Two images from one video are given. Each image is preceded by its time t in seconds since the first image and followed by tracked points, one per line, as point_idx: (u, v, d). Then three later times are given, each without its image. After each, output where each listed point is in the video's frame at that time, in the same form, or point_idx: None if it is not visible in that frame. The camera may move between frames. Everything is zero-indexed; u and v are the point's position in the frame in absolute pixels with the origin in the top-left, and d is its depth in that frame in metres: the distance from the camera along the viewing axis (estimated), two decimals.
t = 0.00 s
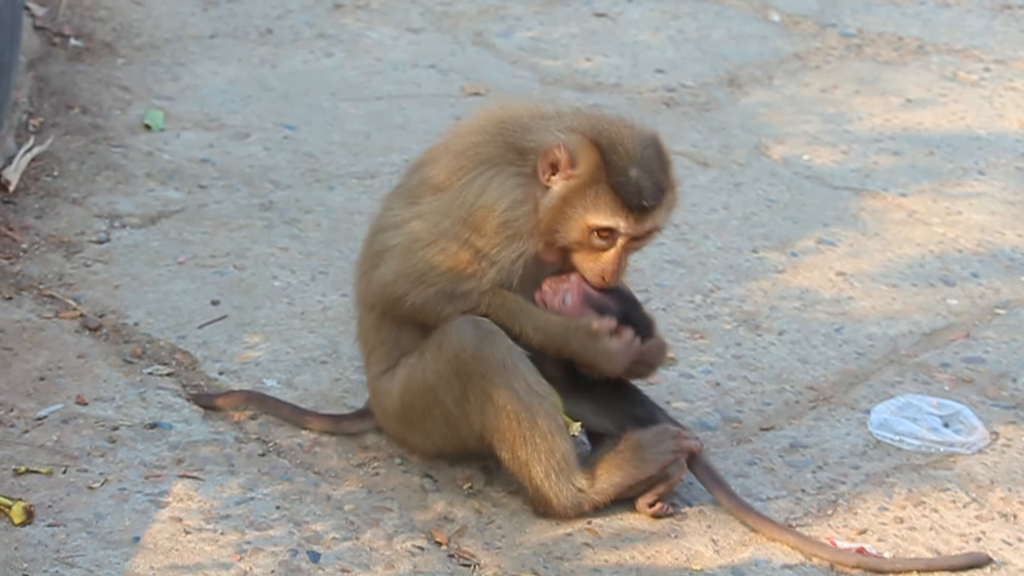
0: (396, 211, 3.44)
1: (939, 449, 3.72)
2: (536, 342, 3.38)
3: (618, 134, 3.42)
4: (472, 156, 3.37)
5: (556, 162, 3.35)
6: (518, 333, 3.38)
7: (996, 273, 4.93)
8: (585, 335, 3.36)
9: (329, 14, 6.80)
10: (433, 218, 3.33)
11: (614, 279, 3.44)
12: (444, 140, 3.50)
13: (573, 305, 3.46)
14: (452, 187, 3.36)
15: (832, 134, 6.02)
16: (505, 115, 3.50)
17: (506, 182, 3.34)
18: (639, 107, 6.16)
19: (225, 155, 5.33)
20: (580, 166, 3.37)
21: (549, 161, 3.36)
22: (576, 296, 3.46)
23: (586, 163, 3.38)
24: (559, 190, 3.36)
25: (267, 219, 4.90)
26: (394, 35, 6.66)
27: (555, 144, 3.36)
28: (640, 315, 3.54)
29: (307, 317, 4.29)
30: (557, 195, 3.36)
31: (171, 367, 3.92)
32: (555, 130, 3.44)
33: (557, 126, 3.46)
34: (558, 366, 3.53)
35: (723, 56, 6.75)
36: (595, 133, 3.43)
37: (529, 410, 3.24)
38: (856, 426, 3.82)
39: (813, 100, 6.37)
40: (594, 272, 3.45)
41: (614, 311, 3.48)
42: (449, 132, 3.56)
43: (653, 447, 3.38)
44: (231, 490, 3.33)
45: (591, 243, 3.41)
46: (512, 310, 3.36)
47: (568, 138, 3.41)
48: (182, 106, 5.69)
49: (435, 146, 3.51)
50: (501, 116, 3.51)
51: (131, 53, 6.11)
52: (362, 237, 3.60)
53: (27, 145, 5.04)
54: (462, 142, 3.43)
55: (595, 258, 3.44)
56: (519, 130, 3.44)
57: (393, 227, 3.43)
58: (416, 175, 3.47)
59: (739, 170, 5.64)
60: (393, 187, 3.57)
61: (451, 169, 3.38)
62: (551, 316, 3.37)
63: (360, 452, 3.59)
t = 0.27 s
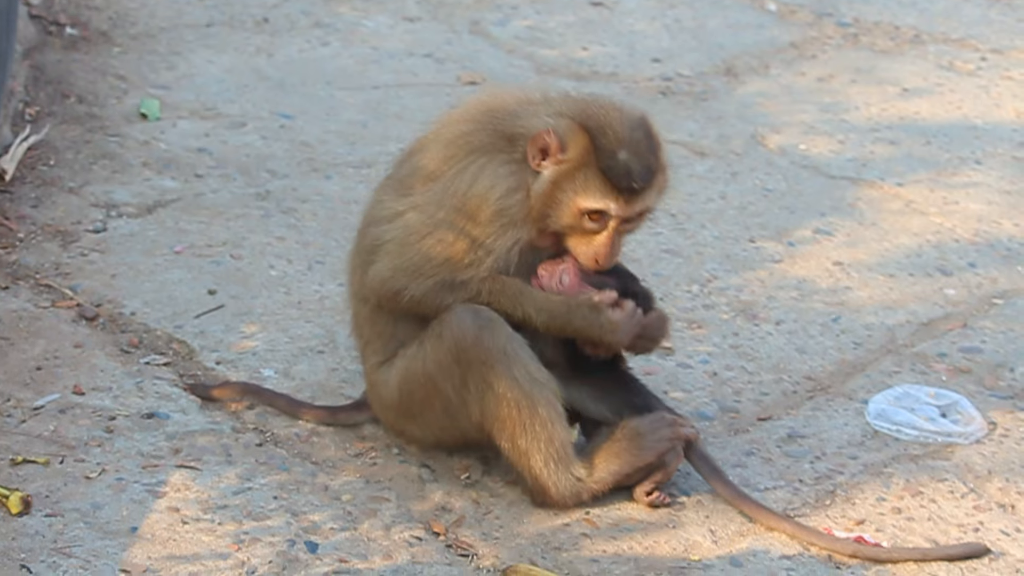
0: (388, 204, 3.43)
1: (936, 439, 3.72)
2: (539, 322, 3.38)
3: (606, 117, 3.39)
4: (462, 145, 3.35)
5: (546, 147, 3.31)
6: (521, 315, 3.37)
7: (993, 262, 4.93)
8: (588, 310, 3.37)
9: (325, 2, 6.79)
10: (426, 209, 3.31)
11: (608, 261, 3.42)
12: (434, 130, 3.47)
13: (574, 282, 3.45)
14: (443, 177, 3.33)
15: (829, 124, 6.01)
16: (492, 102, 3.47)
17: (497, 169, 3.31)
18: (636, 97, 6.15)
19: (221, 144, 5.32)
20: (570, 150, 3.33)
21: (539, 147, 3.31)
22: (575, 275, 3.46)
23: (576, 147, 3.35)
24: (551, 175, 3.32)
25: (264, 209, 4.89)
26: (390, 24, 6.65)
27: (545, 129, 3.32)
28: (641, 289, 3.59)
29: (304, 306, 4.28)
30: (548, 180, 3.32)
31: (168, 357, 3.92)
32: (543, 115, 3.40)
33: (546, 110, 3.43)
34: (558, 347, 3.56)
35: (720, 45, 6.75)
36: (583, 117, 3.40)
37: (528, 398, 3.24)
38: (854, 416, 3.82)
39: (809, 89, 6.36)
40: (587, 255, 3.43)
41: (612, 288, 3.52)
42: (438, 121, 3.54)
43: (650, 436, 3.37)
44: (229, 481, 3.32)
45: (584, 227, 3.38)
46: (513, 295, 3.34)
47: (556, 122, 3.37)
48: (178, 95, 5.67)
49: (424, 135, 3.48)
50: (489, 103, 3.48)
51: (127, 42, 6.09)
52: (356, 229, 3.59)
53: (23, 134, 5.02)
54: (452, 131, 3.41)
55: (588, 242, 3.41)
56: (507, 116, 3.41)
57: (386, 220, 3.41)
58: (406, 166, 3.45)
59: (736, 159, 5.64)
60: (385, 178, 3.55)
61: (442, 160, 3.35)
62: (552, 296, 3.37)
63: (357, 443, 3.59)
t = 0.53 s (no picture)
0: (392, 194, 3.44)
1: (937, 435, 3.73)
2: (540, 307, 3.36)
3: (604, 100, 3.41)
4: (466, 134, 3.37)
5: (546, 130, 3.32)
6: (521, 300, 3.35)
7: (993, 258, 4.93)
8: (588, 294, 3.36)
9: None
10: (430, 197, 3.33)
11: (609, 244, 3.45)
12: (438, 122, 3.50)
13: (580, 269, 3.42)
14: (446, 165, 3.35)
15: (828, 119, 6.02)
16: (495, 94, 3.50)
17: (499, 156, 3.33)
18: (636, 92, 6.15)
19: (221, 139, 5.32)
20: (569, 132, 3.35)
21: (539, 130, 3.32)
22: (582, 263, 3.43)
23: (574, 130, 3.36)
24: (551, 157, 3.33)
25: (264, 204, 4.89)
26: (389, 19, 6.65)
27: (543, 112, 3.33)
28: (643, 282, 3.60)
29: (305, 302, 4.28)
30: (548, 162, 3.33)
31: (169, 352, 3.92)
32: (543, 102, 3.42)
33: (548, 99, 3.45)
34: (560, 336, 3.57)
35: (719, 40, 6.75)
36: (582, 102, 3.42)
37: (526, 395, 3.24)
38: (855, 412, 3.83)
39: (808, 84, 6.36)
40: (590, 237, 3.44)
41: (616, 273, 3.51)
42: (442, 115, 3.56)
43: (649, 430, 3.37)
44: (231, 477, 3.32)
45: (586, 209, 3.40)
46: (514, 279, 3.34)
47: (554, 106, 3.39)
48: (178, 90, 5.67)
49: (429, 128, 3.50)
50: (492, 95, 3.50)
51: (126, 37, 6.09)
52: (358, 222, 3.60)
53: (23, 129, 5.02)
54: (456, 122, 3.43)
55: (590, 223, 3.42)
56: (509, 106, 3.43)
57: (389, 210, 3.43)
58: (410, 157, 3.47)
59: (736, 155, 5.64)
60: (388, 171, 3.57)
61: (445, 149, 3.37)
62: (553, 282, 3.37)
63: (359, 438, 3.59)
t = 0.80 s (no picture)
0: (403, 185, 3.45)
1: (943, 432, 3.72)
2: (550, 301, 3.36)
3: (619, 92, 3.42)
4: (481, 125, 3.39)
5: (559, 119, 3.34)
6: (532, 295, 3.35)
7: (997, 255, 4.92)
8: (601, 289, 3.35)
9: None
10: (442, 188, 3.35)
11: (621, 237, 3.43)
12: (450, 115, 3.51)
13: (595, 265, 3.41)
14: (460, 156, 3.37)
15: (831, 116, 6.01)
16: (508, 89, 3.51)
17: (514, 148, 3.35)
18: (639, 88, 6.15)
19: (226, 135, 5.32)
20: (583, 122, 3.37)
21: (553, 119, 3.35)
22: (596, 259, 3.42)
23: (588, 121, 3.38)
24: (564, 146, 3.35)
25: (269, 200, 4.89)
26: (393, 14, 6.65)
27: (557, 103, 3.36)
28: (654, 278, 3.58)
29: (310, 298, 4.28)
30: (562, 151, 3.35)
31: (175, 349, 3.92)
32: (558, 94, 3.44)
33: (561, 93, 3.47)
34: (569, 330, 3.55)
35: (723, 36, 6.74)
36: (597, 93, 3.43)
37: (527, 397, 3.24)
38: (860, 409, 3.82)
39: (812, 80, 6.35)
40: (602, 229, 3.43)
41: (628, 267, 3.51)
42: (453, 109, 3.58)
43: (652, 429, 3.36)
44: (237, 473, 3.32)
45: (598, 200, 3.40)
46: (525, 274, 3.34)
47: (569, 98, 3.41)
48: (182, 86, 5.67)
49: (440, 121, 3.52)
50: (504, 90, 3.52)
51: (131, 33, 6.09)
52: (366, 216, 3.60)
53: (28, 125, 5.02)
54: (469, 114, 3.45)
55: (603, 215, 3.42)
56: (523, 99, 3.45)
57: (400, 201, 3.44)
58: (421, 150, 3.48)
59: (739, 151, 5.63)
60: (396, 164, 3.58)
61: (458, 140, 3.39)
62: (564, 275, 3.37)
63: (364, 435, 3.59)
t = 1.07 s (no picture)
0: (410, 184, 3.44)
1: (946, 431, 3.72)
2: (563, 301, 3.33)
3: (630, 93, 3.41)
4: (489, 125, 3.38)
5: (569, 122, 3.33)
6: (545, 296, 3.33)
7: (999, 253, 4.92)
8: (613, 288, 3.34)
9: None
10: (451, 187, 3.34)
11: (631, 239, 3.43)
12: (457, 116, 3.51)
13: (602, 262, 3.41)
14: (469, 156, 3.36)
15: (832, 114, 6.00)
16: (515, 89, 3.51)
17: (523, 148, 3.34)
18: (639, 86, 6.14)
19: (225, 134, 5.31)
20: (593, 125, 3.36)
21: (562, 122, 3.34)
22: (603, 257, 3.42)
23: (599, 123, 3.37)
24: (574, 149, 3.34)
25: (269, 200, 4.88)
26: (392, 13, 6.64)
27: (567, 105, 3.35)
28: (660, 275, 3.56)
29: (311, 298, 4.27)
30: (572, 154, 3.34)
31: (176, 349, 3.91)
32: (568, 96, 3.44)
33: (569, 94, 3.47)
34: (577, 330, 3.55)
35: (722, 34, 6.74)
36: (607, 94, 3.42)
37: (537, 391, 3.23)
38: (862, 409, 3.82)
39: (812, 78, 6.35)
40: (612, 232, 3.44)
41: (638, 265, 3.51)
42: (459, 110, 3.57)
43: (660, 429, 3.37)
44: (239, 474, 3.32)
45: (609, 203, 3.39)
46: (537, 275, 3.32)
47: (580, 100, 3.40)
48: (181, 85, 5.66)
49: (446, 122, 3.51)
50: (512, 90, 3.52)
51: (130, 32, 6.08)
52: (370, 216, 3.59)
53: (27, 125, 5.01)
54: (477, 115, 3.44)
55: (613, 217, 3.42)
56: (532, 100, 3.44)
57: (408, 201, 3.43)
58: (428, 149, 3.47)
59: (740, 149, 5.62)
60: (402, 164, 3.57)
61: (467, 139, 3.38)
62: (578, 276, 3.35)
63: (366, 436, 3.58)
